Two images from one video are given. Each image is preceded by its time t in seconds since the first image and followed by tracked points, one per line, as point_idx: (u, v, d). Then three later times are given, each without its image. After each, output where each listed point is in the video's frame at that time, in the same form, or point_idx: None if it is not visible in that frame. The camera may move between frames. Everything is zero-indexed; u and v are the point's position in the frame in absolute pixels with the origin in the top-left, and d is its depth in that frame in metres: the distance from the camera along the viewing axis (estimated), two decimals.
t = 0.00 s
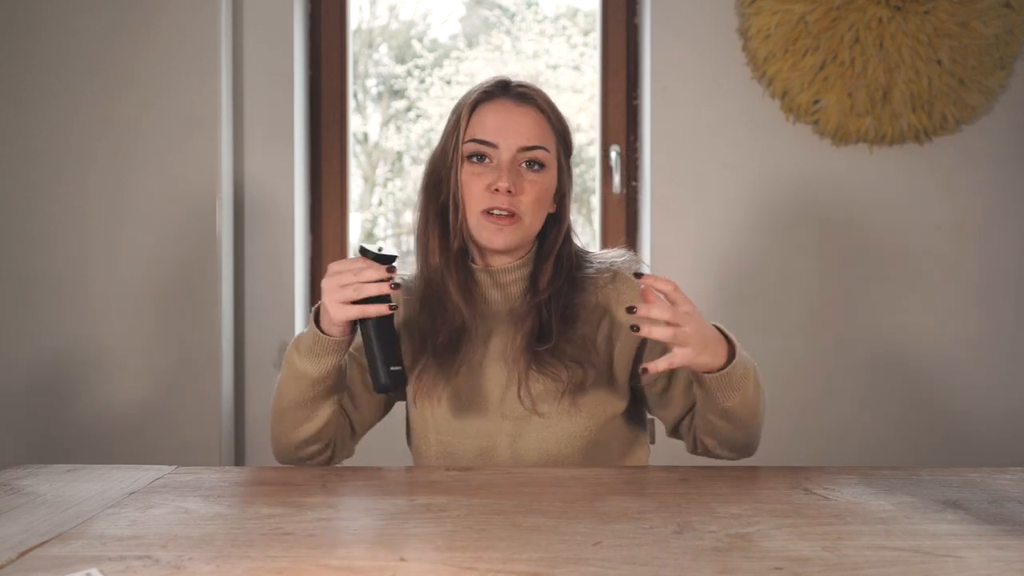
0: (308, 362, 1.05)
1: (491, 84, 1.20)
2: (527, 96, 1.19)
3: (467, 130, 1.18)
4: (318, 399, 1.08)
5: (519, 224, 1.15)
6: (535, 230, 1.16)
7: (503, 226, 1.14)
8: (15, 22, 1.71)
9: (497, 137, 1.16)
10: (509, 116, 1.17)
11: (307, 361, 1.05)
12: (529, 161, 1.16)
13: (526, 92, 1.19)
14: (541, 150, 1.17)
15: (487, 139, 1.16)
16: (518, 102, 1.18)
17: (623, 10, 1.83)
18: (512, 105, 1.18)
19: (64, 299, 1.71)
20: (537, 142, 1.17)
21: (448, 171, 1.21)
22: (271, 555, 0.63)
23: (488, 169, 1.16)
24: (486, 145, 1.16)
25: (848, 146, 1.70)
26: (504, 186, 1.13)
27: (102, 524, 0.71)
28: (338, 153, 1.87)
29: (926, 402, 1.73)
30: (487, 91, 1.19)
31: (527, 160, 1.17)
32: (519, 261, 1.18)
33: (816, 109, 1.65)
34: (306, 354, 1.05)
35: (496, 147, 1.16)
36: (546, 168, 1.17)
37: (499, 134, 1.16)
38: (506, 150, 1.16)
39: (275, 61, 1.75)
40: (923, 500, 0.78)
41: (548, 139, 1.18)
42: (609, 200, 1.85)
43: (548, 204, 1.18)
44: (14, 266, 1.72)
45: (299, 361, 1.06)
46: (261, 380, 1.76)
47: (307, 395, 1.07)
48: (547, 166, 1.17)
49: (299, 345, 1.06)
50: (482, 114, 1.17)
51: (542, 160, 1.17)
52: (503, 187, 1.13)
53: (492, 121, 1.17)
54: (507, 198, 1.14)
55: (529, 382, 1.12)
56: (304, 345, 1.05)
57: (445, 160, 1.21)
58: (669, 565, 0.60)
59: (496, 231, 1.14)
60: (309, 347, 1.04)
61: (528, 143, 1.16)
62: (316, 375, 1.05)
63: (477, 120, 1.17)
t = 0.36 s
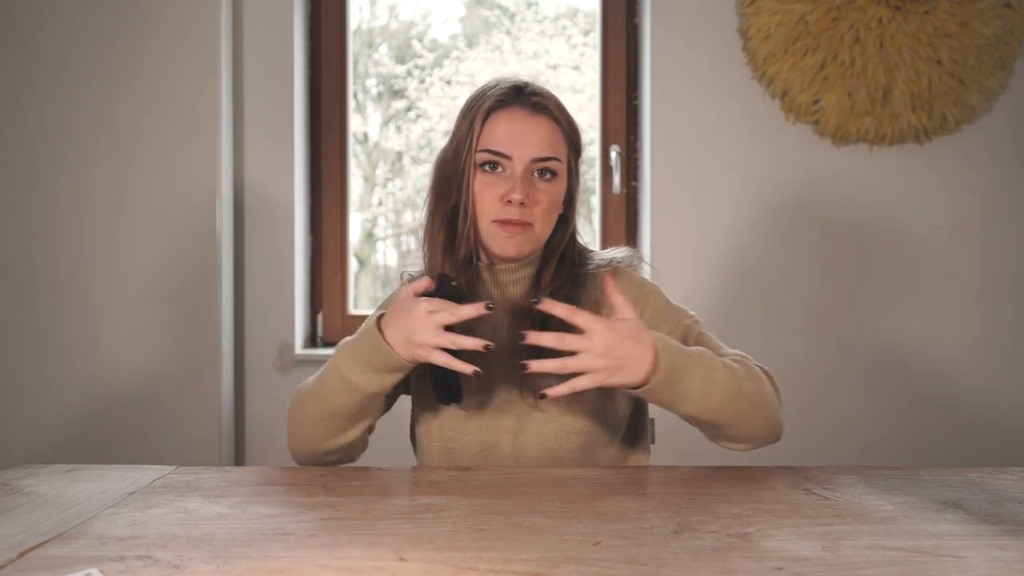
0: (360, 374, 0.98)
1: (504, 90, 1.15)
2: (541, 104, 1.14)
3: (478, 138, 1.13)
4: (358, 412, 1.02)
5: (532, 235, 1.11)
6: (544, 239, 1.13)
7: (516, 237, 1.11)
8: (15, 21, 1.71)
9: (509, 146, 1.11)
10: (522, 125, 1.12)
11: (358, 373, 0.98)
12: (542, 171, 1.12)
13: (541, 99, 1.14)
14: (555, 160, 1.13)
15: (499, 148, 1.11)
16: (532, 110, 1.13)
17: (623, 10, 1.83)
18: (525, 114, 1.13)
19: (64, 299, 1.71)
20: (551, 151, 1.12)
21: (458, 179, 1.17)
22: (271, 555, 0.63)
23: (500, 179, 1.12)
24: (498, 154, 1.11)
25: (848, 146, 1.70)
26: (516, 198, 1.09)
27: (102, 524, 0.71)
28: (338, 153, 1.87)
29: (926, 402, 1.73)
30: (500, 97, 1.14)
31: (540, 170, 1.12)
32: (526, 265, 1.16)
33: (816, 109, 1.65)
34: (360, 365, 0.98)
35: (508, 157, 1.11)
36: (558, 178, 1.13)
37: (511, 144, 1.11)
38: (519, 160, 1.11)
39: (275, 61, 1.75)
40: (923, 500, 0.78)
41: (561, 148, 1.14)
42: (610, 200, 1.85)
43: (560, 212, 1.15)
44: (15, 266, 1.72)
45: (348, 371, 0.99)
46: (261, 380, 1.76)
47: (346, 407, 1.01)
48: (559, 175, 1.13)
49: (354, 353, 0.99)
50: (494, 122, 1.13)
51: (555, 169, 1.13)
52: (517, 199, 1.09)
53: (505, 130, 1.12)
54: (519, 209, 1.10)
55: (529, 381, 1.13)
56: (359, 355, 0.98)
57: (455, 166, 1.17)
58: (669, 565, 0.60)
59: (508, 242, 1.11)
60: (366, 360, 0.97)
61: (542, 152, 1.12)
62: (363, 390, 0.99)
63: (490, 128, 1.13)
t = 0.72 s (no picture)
0: (397, 397, 0.98)
1: (507, 87, 1.14)
2: (545, 101, 1.14)
3: (484, 136, 1.13)
4: (392, 434, 1.01)
5: (539, 232, 1.11)
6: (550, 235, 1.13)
7: (521, 233, 1.11)
8: (14, 21, 1.71)
9: (513, 143, 1.11)
10: (526, 121, 1.12)
11: (395, 395, 0.98)
12: (546, 168, 1.12)
13: (544, 95, 1.14)
14: (559, 156, 1.12)
15: (504, 145, 1.12)
16: (537, 107, 1.13)
17: (623, 10, 1.83)
18: (528, 110, 1.12)
19: (64, 299, 1.71)
20: (554, 147, 1.12)
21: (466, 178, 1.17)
22: (271, 555, 0.63)
23: (504, 176, 1.11)
24: (503, 151, 1.11)
25: (848, 146, 1.70)
26: (521, 194, 1.09)
27: (102, 524, 0.71)
28: (338, 153, 1.87)
29: (926, 402, 1.73)
30: (504, 94, 1.14)
31: (544, 166, 1.12)
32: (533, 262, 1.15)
33: (816, 109, 1.65)
34: (397, 387, 0.98)
35: (513, 154, 1.11)
36: (563, 173, 1.13)
37: (515, 141, 1.11)
38: (523, 157, 1.11)
39: (275, 61, 1.75)
40: (923, 500, 0.78)
41: (565, 144, 1.14)
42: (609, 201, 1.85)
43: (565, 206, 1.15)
44: (14, 266, 1.71)
45: (382, 394, 0.99)
46: (261, 380, 1.76)
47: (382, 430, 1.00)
48: (564, 171, 1.13)
49: (389, 377, 0.98)
50: (498, 119, 1.12)
51: (559, 165, 1.13)
52: (521, 196, 1.09)
53: (510, 127, 1.12)
54: (525, 206, 1.10)
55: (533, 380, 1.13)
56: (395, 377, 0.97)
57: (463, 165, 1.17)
58: (669, 565, 0.60)
59: (513, 239, 1.11)
60: (405, 383, 0.97)
61: (546, 149, 1.12)
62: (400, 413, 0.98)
63: (494, 126, 1.13)
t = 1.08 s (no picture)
0: (410, 414, 0.98)
1: (506, 92, 1.14)
2: (543, 106, 1.13)
3: (483, 141, 1.13)
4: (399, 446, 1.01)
5: (537, 238, 1.12)
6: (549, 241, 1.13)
7: (519, 239, 1.11)
8: (14, 21, 1.71)
9: (511, 149, 1.11)
10: (523, 127, 1.11)
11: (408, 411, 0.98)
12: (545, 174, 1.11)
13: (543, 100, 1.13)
14: (557, 161, 1.11)
15: (502, 151, 1.11)
16: (536, 112, 1.12)
17: (623, 10, 1.83)
18: (525, 116, 1.12)
19: (64, 298, 1.71)
20: (552, 153, 1.11)
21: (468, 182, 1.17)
22: (271, 555, 0.63)
23: (501, 182, 1.11)
24: (499, 158, 1.11)
25: (848, 146, 1.70)
26: (517, 202, 1.09)
27: (102, 525, 0.71)
28: (337, 152, 1.87)
29: (926, 402, 1.73)
30: (502, 98, 1.14)
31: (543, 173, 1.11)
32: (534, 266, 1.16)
33: (816, 109, 1.65)
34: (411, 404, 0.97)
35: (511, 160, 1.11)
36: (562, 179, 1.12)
37: (512, 147, 1.11)
38: (521, 163, 1.10)
39: (275, 61, 1.75)
40: (923, 500, 0.78)
41: (566, 149, 1.12)
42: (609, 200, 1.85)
43: (566, 212, 1.14)
44: (14, 266, 1.71)
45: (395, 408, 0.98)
46: (261, 380, 1.76)
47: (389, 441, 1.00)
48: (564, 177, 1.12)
49: (405, 393, 0.98)
50: (495, 125, 1.12)
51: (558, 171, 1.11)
52: (517, 203, 1.09)
53: (508, 133, 1.11)
54: (522, 213, 1.10)
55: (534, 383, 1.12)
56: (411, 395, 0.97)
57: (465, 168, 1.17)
58: (669, 565, 0.60)
59: (511, 245, 1.12)
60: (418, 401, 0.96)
61: (545, 155, 1.11)
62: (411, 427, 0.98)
63: (493, 131, 1.12)
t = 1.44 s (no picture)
0: (411, 423, 0.97)
1: (522, 83, 1.16)
2: (561, 94, 1.15)
3: (502, 130, 1.13)
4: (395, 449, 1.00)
5: (563, 224, 1.11)
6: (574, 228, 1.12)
7: (547, 224, 1.10)
8: (14, 21, 1.71)
9: (533, 136, 1.11)
10: (544, 114, 1.12)
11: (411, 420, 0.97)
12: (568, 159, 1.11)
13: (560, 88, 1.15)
14: (579, 146, 1.12)
15: (524, 139, 1.11)
16: (554, 100, 1.14)
17: (623, 10, 1.83)
18: (544, 103, 1.13)
19: (64, 299, 1.71)
20: (574, 137, 1.12)
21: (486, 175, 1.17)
22: (271, 555, 0.63)
23: (524, 168, 1.11)
24: (522, 143, 1.11)
25: (848, 146, 1.70)
26: (543, 186, 1.09)
27: (102, 524, 0.71)
28: (337, 152, 1.87)
29: (926, 402, 1.73)
30: (519, 88, 1.15)
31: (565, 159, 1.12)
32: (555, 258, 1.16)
33: (816, 109, 1.65)
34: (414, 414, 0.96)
35: (533, 147, 1.11)
36: (584, 165, 1.13)
37: (534, 132, 1.11)
38: (544, 149, 1.11)
39: (275, 61, 1.75)
40: (923, 500, 0.78)
41: (585, 136, 1.14)
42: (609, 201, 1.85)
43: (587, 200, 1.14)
44: (14, 266, 1.72)
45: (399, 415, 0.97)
46: (261, 380, 1.76)
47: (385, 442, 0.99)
48: (585, 163, 1.12)
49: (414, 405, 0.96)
50: (515, 113, 1.13)
51: (580, 157, 1.12)
52: (544, 186, 1.09)
53: (528, 120, 1.12)
54: (548, 198, 1.09)
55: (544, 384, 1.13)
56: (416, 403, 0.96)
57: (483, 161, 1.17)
58: (669, 565, 0.60)
59: (539, 231, 1.10)
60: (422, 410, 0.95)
61: (566, 141, 1.11)
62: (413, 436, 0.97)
63: (512, 120, 1.13)
